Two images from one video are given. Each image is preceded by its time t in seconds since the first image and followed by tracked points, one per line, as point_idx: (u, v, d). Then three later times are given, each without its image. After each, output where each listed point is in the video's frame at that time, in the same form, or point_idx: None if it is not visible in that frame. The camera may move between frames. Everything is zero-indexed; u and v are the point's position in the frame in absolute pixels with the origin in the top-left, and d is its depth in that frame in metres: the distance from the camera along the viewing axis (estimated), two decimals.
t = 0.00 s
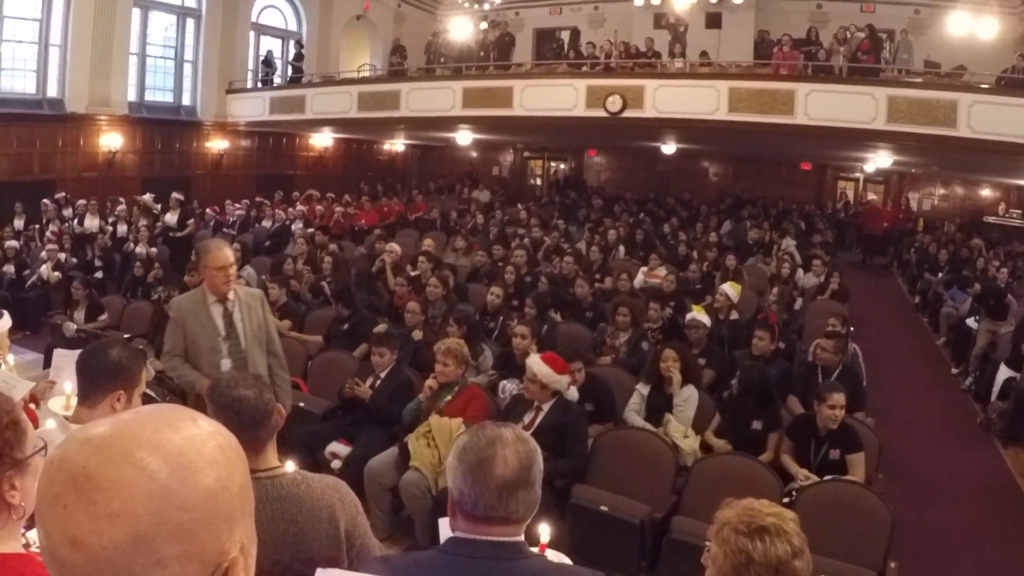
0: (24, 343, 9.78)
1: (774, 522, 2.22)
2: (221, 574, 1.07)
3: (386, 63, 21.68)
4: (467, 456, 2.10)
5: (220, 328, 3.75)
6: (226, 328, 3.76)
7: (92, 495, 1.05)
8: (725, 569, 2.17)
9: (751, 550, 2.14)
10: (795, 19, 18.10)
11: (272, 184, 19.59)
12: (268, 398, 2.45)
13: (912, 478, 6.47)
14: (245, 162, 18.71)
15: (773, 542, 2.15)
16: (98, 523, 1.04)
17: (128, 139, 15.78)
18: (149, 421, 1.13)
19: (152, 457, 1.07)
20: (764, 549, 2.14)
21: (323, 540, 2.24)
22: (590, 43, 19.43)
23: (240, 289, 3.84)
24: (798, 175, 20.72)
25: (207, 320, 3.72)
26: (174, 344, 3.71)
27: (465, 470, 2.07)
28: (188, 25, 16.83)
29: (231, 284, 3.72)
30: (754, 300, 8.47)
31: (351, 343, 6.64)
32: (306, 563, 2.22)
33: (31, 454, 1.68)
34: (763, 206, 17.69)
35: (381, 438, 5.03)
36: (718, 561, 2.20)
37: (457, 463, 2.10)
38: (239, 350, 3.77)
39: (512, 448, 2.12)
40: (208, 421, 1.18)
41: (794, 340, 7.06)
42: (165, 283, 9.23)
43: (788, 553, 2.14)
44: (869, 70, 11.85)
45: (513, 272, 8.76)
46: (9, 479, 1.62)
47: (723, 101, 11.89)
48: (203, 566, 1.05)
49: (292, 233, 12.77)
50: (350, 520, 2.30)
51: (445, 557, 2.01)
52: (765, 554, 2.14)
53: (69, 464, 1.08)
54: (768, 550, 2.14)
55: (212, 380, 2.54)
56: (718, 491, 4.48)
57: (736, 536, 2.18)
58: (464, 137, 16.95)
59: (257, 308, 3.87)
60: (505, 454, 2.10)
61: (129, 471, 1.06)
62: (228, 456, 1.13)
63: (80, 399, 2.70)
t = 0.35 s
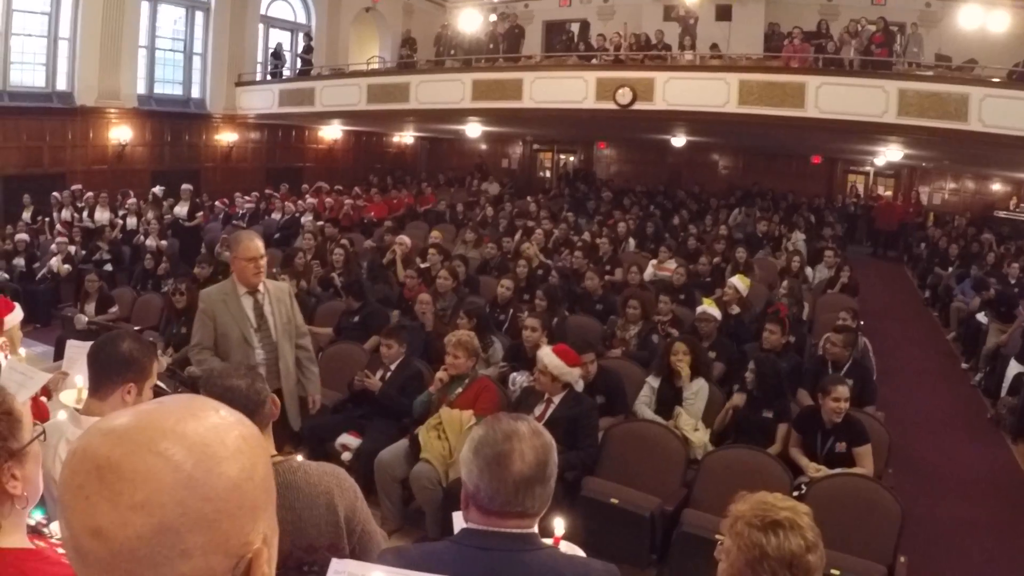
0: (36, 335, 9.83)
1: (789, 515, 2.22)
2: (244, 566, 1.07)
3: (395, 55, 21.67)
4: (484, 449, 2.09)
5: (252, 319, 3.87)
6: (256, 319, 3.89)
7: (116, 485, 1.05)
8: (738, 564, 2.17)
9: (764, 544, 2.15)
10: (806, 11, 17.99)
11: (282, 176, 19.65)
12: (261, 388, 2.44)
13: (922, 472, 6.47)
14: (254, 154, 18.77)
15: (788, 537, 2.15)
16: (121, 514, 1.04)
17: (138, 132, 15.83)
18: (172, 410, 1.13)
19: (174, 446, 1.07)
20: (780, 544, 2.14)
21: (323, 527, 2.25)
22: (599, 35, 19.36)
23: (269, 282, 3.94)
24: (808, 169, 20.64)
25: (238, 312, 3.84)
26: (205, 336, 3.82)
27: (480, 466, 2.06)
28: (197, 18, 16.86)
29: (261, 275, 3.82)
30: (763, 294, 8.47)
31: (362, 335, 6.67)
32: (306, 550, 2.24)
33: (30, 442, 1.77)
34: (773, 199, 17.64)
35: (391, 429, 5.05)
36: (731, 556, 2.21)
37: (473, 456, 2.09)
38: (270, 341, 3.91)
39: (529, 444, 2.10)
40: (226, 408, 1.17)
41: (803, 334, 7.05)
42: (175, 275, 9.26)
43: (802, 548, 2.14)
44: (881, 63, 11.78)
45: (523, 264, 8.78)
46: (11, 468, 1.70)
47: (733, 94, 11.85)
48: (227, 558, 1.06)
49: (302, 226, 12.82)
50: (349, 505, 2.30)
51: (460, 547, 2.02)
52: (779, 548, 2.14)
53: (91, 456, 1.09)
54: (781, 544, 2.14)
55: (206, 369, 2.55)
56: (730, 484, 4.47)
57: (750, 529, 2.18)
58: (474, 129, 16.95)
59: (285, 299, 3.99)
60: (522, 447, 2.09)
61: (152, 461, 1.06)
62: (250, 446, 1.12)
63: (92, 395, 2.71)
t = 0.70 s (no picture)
0: (51, 326, 9.91)
1: (805, 512, 2.22)
2: (266, 566, 1.09)
3: (409, 48, 21.66)
4: (503, 446, 2.06)
5: (278, 321, 3.89)
6: (283, 321, 3.90)
7: (136, 482, 1.06)
8: (755, 560, 2.17)
9: (781, 541, 2.15)
10: (822, 4, 17.85)
11: (296, 168, 19.72)
12: (271, 379, 2.54)
13: (936, 468, 6.45)
14: (268, 146, 18.84)
15: (805, 536, 2.15)
16: (142, 512, 1.05)
17: (152, 124, 15.91)
18: (192, 405, 1.13)
19: (196, 444, 1.07)
20: (796, 542, 2.14)
21: (333, 517, 2.32)
22: (613, 27, 19.26)
23: (292, 281, 3.96)
24: (824, 162, 20.51)
25: (264, 315, 3.84)
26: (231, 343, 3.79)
27: (499, 464, 2.04)
28: (210, 11, 16.92)
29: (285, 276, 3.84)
30: (778, 288, 8.45)
31: (377, 327, 6.71)
32: (316, 540, 2.31)
33: (27, 433, 1.89)
34: (788, 193, 17.55)
35: (405, 421, 5.07)
36: (747, 552, 2.21)
37: (492, 452, 2.07)
38: (298, 341, 3.95)
39: (548, 441, 2.08)
40: (244, 402, 1.17)
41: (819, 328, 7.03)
42: (191, 266, 9.32)
43: (818, 546, 2.14)
44: (897, 56, 11.69)
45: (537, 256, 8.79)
46: (2, 463, 1.82)
47: (748, 87, 11.80)
48: (248, 556, 1.07)
49: (316, 218, 12.87)
50: (360, 497, 2.37)
51: (476, 542, 2.03)
52: (795, 546, 2.14)
53: (112, 452, 1.09)
54: (798, 542, 2.14)
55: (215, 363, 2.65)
56: (744, 479, 4.47)
57: (767, 526, 2.18)
58: (488, 121, 16.92)
59: (309, 298, 4.01)
60: (541, 445, 2.07)
61: (173, 458, 1.06)
62: (272, 443, 1.13)
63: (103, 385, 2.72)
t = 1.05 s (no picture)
0: (65, 320, 9.97)
1: (818, 509, 2.22)
2: (294, 569, 1.10)
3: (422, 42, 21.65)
4: (521, 443, 2.08)
5: (300, 327, 3.51)
6: (306, 327, 3.53)
7: (165, 487, 1.08)
8: (765, 556, 2.18)
9: (790, 537, 2.15)
10: None
11: (309, 162, 19.78)
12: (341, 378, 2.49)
13: (949, 467, 6.42)
14: (281, 140, 18.91)
15: (814, 532, 2.15)
16: (171, 517, 1.07)
17: (165, 119, 15.98)
18: (219, 408, 1.14)
19: (225, 447, 1.09)
20: (805, 537, 2.14)
21: (389, 522, 2.30)
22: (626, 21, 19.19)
23: (315, 282, 3.60)
24: (838, 158, 20.40)
25: (286, 319, 3.47)
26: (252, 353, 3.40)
27: (516, 464, 2.06)
28: (222, 5, 16.96)
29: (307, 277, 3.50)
30: (791, 284, 8.42)
31: (390, 321, 6.73)
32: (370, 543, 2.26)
33: (43, 444, 1.80)
34: (801, 189, 17.49)
35: (418, 416, 5.08)
36: (759, 548, 2.22)
37: (509, 449, 2.08)
38: (322, 345, 3.56)
39: (565, 441, 2.09)
40: (271, 407, 1.18)
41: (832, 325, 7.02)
42: (205, 260, 9.37)
43: (829, 543, 2.13)
44: (911, 51, 11.60)
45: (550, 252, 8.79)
46: (14, 471, 1.75)
47: (762, 82, 11.75)
48: (276, 561, 1.08)
49: (328, 212, 12.92)
50: (413, 504, 2.35)
51: (493, 537, 2.04)
52: (805, 542, 2.14)
53: (141, 456, 1.11)
54: (808, 538, 2.14)
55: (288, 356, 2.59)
56: (759, 477, 4.46)
57: (778, 522, 2.19)
58: (500, 116, 16.92)
59: (332, 300, 3.66)
60: (558, 442, 2.08)
61: (202, 462, 1.08)
62: (298, 447, 1.14)
63: (117, 380, 2.74)
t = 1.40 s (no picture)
0: (80, 312, 10.04)
1: (819, 497, 2.25)
2: (304, 567, 1.11)
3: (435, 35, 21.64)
4: (531, 438, 2.08)
5: (334, 331, 3.43)
6: (340, 331, 3.46)
7: (177, 484, 1.08)
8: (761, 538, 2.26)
9: (782, 517, 2.22)
10: None
11: (321, 154, 19.82)
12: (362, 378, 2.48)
13: (962, 464, 6.40)
14: (294, 133, 18.97)
15: (803, 513, 2.20)
16: (182, 513, 1.07)
17: (178, 112, 16.05)
18: (232, 404, 1.14)
19: (237, 445, 1.09)
20: (793, 517, 2.20)
21: (397, 525, 2.32)
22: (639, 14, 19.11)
23: (352, 285, 3.54)
24: (852, 152, 20.28)
25: (320, 322, 3.39)
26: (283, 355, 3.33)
27: (526, 458, 2.06)
28: None
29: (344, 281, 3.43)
30: (804, 279, 8.40)
31: (403, 314, 6.75)
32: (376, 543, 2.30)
33: (60, 449, 1.81)
34: (815, 183, 17.41)
35: (430, 409, 5.10)
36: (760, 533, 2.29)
37: (519, 444, 2.08)
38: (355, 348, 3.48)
39: (576, 437, 2.08)
40: (284, 404, 1.18)
41: (846, 321, 7.00)
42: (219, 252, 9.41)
43: (820, 527, 2.16)
44: (927, 45, 11.52)
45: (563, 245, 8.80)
46: (26, 472, 1.76)
47: (776, 75, 11.71)
48: (287, 559, 1.09)
49: (342, 204, 12.96)
50: (423, 506, 2.37)
51: (503, 530, 2.06)
52: (795, 522, 2.19)
53: (153, 452, 1.11)
54: (798, 518, 2.19)
55: (305, 352, 2.58)
56: (771, 473, 4.45)
57: (775, 505, 2.26)
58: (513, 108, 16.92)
59: (367, 304, 3.60)
60: (568, 439, 2.07)
61: (215, 458, 1.08)
62: (311, 445, 1.14)
63: (132, 374, 2.77)
